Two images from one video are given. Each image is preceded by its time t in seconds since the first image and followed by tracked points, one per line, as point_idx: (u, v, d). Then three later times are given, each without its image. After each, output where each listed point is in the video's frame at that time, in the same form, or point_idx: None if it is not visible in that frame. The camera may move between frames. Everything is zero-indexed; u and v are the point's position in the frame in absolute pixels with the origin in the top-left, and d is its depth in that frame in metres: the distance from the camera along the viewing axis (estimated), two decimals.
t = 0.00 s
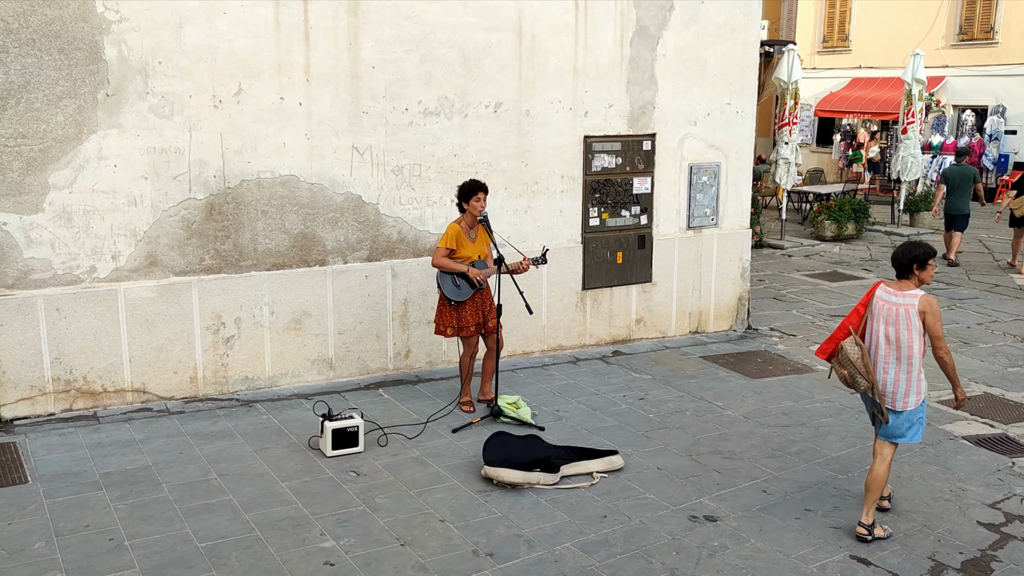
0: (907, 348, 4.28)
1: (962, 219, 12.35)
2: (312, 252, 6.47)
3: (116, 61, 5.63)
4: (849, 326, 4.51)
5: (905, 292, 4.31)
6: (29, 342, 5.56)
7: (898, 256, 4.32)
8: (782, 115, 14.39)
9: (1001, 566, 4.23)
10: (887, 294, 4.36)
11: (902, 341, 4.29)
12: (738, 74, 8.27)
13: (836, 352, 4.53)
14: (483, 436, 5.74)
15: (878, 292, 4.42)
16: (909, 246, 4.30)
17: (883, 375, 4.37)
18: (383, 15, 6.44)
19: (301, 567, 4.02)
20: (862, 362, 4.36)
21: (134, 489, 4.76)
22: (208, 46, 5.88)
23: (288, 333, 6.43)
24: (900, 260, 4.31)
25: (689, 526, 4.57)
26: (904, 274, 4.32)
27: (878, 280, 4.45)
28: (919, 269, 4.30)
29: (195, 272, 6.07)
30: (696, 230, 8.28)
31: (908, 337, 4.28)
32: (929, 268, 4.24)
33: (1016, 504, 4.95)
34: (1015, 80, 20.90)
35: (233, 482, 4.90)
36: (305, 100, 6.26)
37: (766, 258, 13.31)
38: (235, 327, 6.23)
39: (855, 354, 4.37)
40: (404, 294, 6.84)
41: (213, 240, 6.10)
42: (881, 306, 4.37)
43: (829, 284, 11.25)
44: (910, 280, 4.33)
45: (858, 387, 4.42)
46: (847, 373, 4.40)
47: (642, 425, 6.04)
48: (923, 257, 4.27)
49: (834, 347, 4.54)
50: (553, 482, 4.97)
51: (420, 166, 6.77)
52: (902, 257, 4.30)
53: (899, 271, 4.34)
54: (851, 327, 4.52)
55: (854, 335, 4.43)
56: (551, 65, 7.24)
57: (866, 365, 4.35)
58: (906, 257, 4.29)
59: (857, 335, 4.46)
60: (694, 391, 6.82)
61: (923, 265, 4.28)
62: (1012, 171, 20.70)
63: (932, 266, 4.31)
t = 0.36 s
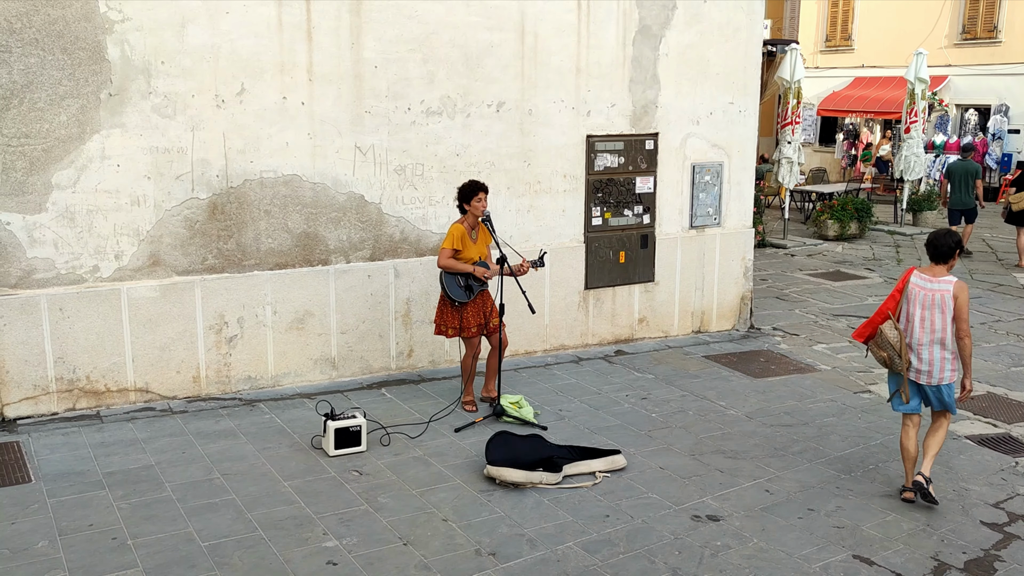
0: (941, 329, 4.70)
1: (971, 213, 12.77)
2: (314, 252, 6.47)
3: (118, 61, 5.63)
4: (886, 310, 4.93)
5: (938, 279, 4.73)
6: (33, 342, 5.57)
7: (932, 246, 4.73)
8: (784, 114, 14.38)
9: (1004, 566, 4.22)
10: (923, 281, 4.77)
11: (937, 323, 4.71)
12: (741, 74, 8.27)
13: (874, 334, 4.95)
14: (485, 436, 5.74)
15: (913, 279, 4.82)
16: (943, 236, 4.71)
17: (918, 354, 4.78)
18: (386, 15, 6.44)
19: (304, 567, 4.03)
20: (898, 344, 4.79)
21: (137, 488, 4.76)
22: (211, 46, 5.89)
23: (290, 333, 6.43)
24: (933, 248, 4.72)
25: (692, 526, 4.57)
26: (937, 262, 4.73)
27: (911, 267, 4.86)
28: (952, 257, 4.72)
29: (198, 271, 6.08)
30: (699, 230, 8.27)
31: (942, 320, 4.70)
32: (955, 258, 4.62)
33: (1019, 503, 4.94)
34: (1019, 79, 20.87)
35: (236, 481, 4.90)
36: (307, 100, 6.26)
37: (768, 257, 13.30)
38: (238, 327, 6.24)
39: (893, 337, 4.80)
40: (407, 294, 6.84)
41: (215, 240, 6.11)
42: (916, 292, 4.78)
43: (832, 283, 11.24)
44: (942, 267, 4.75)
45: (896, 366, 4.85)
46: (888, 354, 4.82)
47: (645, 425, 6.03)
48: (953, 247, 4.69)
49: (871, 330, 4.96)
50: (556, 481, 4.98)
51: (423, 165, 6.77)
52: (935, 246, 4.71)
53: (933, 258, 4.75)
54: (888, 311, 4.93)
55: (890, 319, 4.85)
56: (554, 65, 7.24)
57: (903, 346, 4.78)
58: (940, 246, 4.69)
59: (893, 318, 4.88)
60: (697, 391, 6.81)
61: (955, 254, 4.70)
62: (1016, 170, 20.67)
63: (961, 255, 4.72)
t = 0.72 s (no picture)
0: (974, 322, 4.95)
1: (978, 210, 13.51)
2: (317, 252, 6.48)
3: (121, 61, 5.63)
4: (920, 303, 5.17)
5: (971, 274, 4.99)
6: (36, 341, 5.58)
7: (965, 242, 5.00)
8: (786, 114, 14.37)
9: (1007, 567, 4.22)
10: (957, 276, 5.03)
11: (969, 316, 4.96)
12: (743, 74, 8.26)
13: (909, 326, 5.18)
14: (487, 436, 5.74)
15: (946, 274, 5.08)
16: (976, 234, 4.98)
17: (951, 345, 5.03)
18: (388, 15, 6.44)
19: (307, 567, 4.03)
20: (936, 334, 5.02)
21: (140, 488, 4.77)
22: (214, 46, 5.89)
23: (293, 333, 6.44)
24: (967, 245, 4.99)
25: (694, 526, 4.57)
26: (968, 257, 5.00)
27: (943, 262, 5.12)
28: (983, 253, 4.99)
29: (200, 271, 6.08)
30: (701, 230, 8.27)
31: (974, 313, 4.95)
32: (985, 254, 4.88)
33: (1022, 504, 4.93)
34: (1021, 79, 20.85)
35: (238, 481, 4.91)
36: (310, 100, 6.27)
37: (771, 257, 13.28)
38: (240, 327, 6.24)
39: (930, 329, 5.03)
40: (409, 294, 6.84)
41: (218, 240, 6.11)
42: (949, 286, 5.04)
43: (834, 284, 11.24)
44: (973, 264, 5.02)
45: (931, 357, 5.08)
46: (923, 344, 5.06)
47: (647, 425, 6.03)
48: (983, 244, 4.95)
49: (907, 322, 5.20)
50: (558, 481, 4.98)
51: (425, 165, 6.77)
52: (969, 243, 4.98)
53: (965, 255, 5.02)
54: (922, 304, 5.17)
55: (926, 311, 5.09)
56: (556, 65, 7.24)
57: (938, 337, 5.02)
58: (973, 243, 4.96)
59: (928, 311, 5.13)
60: (699, 391, 6.81)
61: (986, 251, 4.96)
62: (1018, 170, 20.66)
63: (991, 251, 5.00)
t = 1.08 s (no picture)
0: (991, 310, 5.29)
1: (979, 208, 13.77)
2: (317, 251, 6.47)
3: (121, 60, 5.63)
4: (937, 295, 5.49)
5: (984, 265, 5.35)
6: (36, 340, 5.58)
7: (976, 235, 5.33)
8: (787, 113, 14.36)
9: (1007, 567, 4.21)
10: (971, 268, 5.37)
11: (986, 304, 5.30)
12: (743, 73, 8.26)
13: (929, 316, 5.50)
14: (487, 435, 5.73)
15: (960, 266, 5.42)
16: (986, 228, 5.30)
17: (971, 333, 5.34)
18: (388, 14, 6.44)
19: (307, 566, 4.02)
20: (954, 322, 5.34)
21: (140, 488, 4.76)
22: (214, 45, 5.89)
23: (293, 332, 6.44)
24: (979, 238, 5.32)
25: (695, 526, 4.56)
26: (980, 249, 5.35)
27: (955, 256, 5.48)
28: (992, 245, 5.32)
29: (200, 271, 6.07)
30: (701, 230, 8.27)
31: (991, 301, 5.29)
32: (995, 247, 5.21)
33: (1022, 503, 4.93)
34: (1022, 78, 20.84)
35: (238, 481, 4.91)
36: (310, 99, 6.26)
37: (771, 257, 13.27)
38: (240, 326, 6.24)
39: (951, 317, 5.35)
40: (409, 293, 6.84)
41: (218, 239, 6.11)
42: (965, 277, 5.38)
43: (835, 283, 11.24)
44: (985, 255, 5.36)
45: (951, 344, 5.39)
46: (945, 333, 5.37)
47: (648, 425, 6.03)
48: (993, 238, 5.28)
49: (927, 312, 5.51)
50: (558, 481, 4.98)
51: (425, 165, 6.77)
52: (981, 236, 5.29)
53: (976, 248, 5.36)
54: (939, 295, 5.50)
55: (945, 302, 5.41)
56: (556, 64, 7.23)
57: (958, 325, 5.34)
58: (985, 236, 5.28)
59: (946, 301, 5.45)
60: (700, 391, 6.80)
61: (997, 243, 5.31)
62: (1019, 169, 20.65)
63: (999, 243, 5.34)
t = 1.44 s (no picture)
0: (989, 290, 5.75)
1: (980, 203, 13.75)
2: (316, 250, 6.47)
3: (120, 59, 5.63)
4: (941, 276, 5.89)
5: (986, 249, 5.76)
6: (34, 339, 5.57)
7: (980, 222, 5.70)
8: (786, 112, 14.35)
9: (1005, 565, 4.22)
10: (974, 252, 5.77)
11: (986, 285, 5.74)
12: (742, 72, 8.26)
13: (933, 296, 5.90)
14: (486, 434, 5.73)
15: (964, 250, 5.82)
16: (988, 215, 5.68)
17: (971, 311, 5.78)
18: (387, 13, 6.43)
19: (306, 565, 4.02)
20: (956, 301, 5.77)
21: (139, 487, 4.76)
22: (213, 44, 5.88)
23: (292, 331, 6.44)
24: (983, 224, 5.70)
25: (693, 524, 4.56)
26: (985, 234, 5.75)
27: (960, 239, 5.88)
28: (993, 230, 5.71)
29: (199, 269, 6.07)
30: (700, 229, 8.27)
31: (990, 283, 5.73)
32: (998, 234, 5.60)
33: (1021, 502, 4.94)
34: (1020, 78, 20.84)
35: (237, 480, 4.90)
36: (309, 98, 6.26)
37: (770, 256, 13.28)
38: (239, 325, 6.23)
39: (953, 297, 5.77)
40: (408, 292, 6.84)
41: (217, 238, 6.10)
42: (969, 260, 5.78)
43: (834, 282, 11.24)
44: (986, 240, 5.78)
45: (953, 322, 5.82)
46: (948, 311, 5.79)
47: (647, 423, 6.03)
48: (996, 225, 5.66)
49: (930, 292, 5.92)
50: (557, 480, 4.98)
51: (424, 163, 6.77)
52: (984, 223, 5.68)
53: (980, 233, 5.75)
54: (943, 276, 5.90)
55: (948, 283, 5.82)
56: (555, 63, 7.23)
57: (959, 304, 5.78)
58: (987, 223, 5.68)
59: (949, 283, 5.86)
60: (699, 390, 6.81)
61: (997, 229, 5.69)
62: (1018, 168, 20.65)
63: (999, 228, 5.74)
